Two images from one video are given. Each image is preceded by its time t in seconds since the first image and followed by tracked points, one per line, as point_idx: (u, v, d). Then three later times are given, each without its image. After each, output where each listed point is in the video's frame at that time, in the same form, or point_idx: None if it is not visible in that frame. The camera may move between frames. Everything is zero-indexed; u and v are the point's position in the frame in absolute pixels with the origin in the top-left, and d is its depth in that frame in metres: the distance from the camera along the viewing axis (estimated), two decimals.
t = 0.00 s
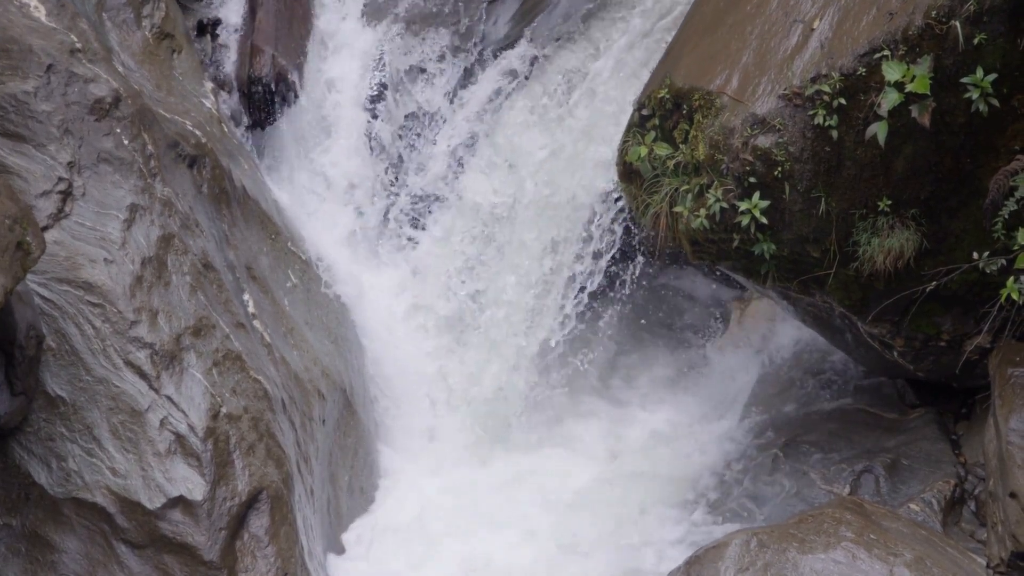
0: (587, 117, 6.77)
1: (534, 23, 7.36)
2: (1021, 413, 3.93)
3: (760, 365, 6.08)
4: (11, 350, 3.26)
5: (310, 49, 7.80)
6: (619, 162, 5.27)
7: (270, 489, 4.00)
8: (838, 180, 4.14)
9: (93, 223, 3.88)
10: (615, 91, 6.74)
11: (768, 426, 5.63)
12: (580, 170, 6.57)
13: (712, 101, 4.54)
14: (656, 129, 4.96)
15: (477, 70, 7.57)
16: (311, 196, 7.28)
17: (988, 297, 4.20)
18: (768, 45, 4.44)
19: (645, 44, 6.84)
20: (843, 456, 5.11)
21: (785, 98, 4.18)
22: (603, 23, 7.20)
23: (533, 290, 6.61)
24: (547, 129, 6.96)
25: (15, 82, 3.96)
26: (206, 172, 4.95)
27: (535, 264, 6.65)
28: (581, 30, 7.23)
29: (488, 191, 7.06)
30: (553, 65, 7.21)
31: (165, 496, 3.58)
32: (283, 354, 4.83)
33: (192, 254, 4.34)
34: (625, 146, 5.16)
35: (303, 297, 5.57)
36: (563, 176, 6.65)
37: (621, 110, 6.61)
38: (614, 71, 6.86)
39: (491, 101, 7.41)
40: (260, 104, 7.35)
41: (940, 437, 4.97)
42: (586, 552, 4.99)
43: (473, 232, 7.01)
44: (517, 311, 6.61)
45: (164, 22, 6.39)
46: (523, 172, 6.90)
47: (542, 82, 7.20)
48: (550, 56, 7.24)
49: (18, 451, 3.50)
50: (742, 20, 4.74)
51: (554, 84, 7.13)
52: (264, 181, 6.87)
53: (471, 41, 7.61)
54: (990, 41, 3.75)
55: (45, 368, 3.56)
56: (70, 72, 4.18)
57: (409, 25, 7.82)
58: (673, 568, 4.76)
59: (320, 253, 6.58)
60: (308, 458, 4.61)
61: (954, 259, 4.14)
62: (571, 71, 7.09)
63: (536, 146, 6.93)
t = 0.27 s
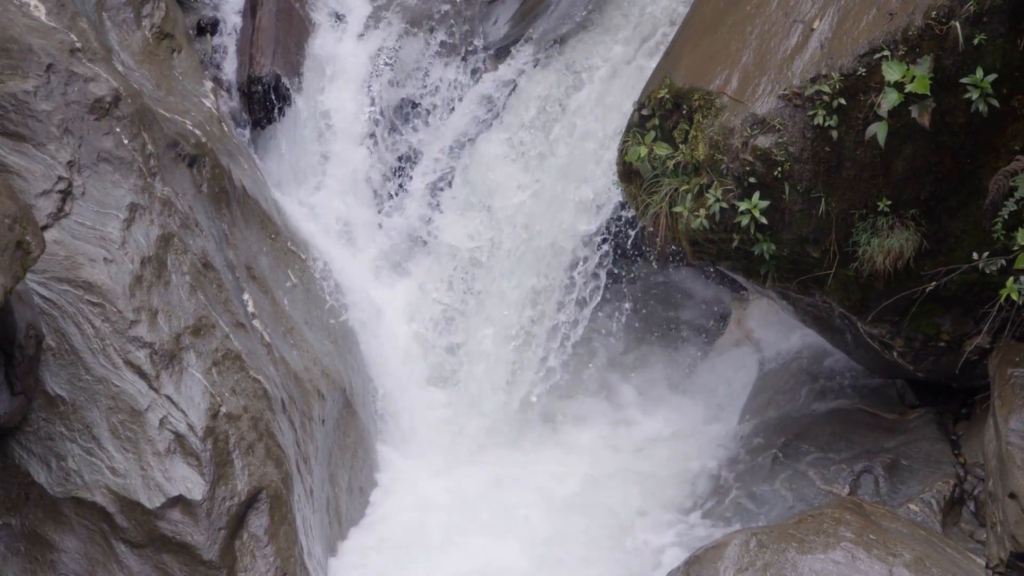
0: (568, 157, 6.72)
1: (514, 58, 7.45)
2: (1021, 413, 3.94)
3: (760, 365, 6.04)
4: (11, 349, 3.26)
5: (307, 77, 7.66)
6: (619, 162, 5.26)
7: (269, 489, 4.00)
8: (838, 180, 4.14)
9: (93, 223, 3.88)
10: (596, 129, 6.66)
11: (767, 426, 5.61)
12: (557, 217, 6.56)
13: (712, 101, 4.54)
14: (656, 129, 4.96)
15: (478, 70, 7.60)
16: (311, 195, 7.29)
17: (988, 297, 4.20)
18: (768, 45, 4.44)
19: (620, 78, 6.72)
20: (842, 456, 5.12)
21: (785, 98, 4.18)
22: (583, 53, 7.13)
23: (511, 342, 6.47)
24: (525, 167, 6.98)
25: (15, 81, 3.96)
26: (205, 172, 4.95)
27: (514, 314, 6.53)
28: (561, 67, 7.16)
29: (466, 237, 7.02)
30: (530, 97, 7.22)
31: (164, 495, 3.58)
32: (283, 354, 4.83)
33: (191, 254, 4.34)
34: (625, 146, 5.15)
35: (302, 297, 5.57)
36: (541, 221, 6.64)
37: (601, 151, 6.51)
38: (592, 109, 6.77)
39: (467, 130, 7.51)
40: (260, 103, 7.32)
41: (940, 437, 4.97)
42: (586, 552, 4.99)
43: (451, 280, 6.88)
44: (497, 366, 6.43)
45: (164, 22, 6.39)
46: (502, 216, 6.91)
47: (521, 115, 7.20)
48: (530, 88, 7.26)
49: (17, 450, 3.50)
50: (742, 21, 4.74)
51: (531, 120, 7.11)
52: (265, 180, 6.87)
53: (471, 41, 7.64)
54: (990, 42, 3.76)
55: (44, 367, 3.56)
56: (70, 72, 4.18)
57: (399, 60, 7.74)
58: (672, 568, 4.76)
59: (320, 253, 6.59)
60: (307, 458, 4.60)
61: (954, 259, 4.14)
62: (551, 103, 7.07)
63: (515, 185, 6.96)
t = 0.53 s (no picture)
0: (548, 200, 6.61)
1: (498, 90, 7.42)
2: (1021, 413, 3.95)
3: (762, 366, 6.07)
4: (12, 349, 3.25)
5: (295, 107, 7.46)
6: (619, 162, 5.26)
7: (270, 489, 4.00)
8: (838, 180, 4.14)
9: (93, 223, 3.88)
10: (576, 166, 6.52)
11: (768, 425, 5.60)
12: (538, 265, 6.53)
13: (712, 101, 4.55)
14: (656, 129, 4.97)
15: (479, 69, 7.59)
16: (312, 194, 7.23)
17: (988, 297, 4.20)
18: (768, 45, 4.44)
19: (599, 117, 6.64)
20: (841, 456, 5.05)
21: (785, 98, 4.18)
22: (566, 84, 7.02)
23: (492, 399, 6.31)
24: (504, 207, 6.90)
25: (15, 81, 3.96)
26: (205, 172, 4.95)
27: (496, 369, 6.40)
28: (540, 106, 7.07)
29: (443, 283, 6.86)
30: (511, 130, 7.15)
31: (165, 495, 3.58)
32: (283, 354, 4.83)
33: (192, 255, 4.34)
34: (625, 146, 5.16)
35: (303, 297, 5.58)
36: (521, 270, 6.58)
37: (580, 190, 6.43)
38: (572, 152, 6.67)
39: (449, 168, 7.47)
40: (260, 103, 7.30)
41: (940, 437, 4.92)
42: (587, 552, 4.99)
43: (439, 306, 6.74)
44: (476, 425, 6.17)
45: (164, 22, 6.40)
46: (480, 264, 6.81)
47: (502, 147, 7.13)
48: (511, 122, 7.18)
49: (18, 451, 3.50)
50: (742, 21, 4.74)
51: (520, 137, 7.06)
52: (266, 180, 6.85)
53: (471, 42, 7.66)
54: (990, 42, 3.76)
55: (45, 368, 3.56)
56: (70, 72, 4.19)
57: (392, 97, 7.67)
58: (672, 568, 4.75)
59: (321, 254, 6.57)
60: (308, 458, 4.60)
61: (954, 259, 4.13)
62: (533, 139, 6.97)
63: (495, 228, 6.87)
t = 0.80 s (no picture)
0: (524, 254, 6.71)
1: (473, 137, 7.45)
2: (1021, 413, 3.95)
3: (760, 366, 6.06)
4: (11, 349, 3.26)
5: (290, 138, 7.41)
6: (619, 162, 5.26)
7: (270, 489, 4.00)
8: (838, 180, 4.14)
9: (93, 223, 3.88)
10: (550, 218, 6.63)
11: (769, 425, 5.59)
12: (514, 322, 6.55)
13: (712, 100, 4.55)
14: (656, 129, 4.97)
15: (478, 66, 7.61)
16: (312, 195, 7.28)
17: (988, 297, 4.20)
18: (768, 45, 4.44)
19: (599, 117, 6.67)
20: (841, 456, 5.05)
21: (784, 97, 4.18)
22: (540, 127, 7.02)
23: (491, 398, 6.31)
24: (481, 260, 6.93)
25: (15, 81, 3.96)
26: (205, 172, 4.95)
27: (472, 426, 6.16)
28: (514, 152, 7.08)
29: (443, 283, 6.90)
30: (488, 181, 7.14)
31: (165, 495, 3.58)
32: (283, 354, 4.83)
33: (192, 254, 4.35)
34: (625, 145, 5.16)
35: (303, 297, 5.58)
36: (496, 328, 6.57)
37: (555, 244, 6.56)
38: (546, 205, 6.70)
39: (431, 213, 7.37)
40: (260, 104, 7.25)
41: (939, 437, 4.92)
42: (586, 551, 4.98)
43: (439, 306, 6.78)
44: (476, 425, 6.17)
45: (164, 22, 6.40)
46: (455, 321, 6.67)
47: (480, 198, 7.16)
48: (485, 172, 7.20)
49: (17, 451, 3.50)
50: (742, 20, 4.74)
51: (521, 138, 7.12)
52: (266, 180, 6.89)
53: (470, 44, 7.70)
54: (990, 41, 3.76)
55: (44, 368, 3.56)
56: (70, 72, 4.19)
57: (386, 121, 7.65)
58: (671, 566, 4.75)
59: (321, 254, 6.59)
60: (308, 458, 4.60)
61: (954, 259, 4.13)
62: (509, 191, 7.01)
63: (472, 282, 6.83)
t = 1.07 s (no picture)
0: (506, 303, 6.65)
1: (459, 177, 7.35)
2: (1021, 413, 3.96)
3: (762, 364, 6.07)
4: (11, 349, 3.25)
5: (291, 155, 7.45)
6: (619, 162, 5.27)
7: (269, 489, 4.00)
8: (838, 180, 4.14)
9: (93, 223, 3.88)
10: (530, 266, 6.63)
11: (770, 425, 5.59)
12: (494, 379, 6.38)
13: (713, 101, 4.55)
14: (656, 129, 4.97)
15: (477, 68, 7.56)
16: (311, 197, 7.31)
17: (989, 297, 4.20)
18: (768, 45, 4.44)
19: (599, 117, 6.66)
20: (841, 457, 5.02)
21: (785, 98, 4.18)
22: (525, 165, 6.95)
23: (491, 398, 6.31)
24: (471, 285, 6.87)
25: (15, 81, 3.96)
26: (205, 172, 4.95)
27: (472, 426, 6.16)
28: (492, 193, 7.06)
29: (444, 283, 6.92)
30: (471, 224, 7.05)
31: (165, 495, 3.58)
32: (283, 354, 4.83)
33: (192, 254, 4.35)
34: (625, 146, 5.16)
35: (303, 297, 5.58)
36: (476, 381, 6.39)
37: (537, 294, 6.56)
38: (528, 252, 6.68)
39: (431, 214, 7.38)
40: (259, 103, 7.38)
41: (939, 437, 4.91)
42: (586, 551, 4.98)
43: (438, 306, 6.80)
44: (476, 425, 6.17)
45: (164, 22, 6.41)
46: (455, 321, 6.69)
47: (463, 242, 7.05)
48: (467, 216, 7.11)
49: (18, 451, 3.49)
50: (742, 21, 4.74)
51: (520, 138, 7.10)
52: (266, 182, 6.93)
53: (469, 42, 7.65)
54: (990, 42, 3.76)
55: (44, 368, 3.55)
56: (70, 72, 4.19)
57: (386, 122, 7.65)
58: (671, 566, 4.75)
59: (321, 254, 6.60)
60: (308, 458, 4.60)
61: (954, 259, 4.13)
62: (492, 234, 6.95)
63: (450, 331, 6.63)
